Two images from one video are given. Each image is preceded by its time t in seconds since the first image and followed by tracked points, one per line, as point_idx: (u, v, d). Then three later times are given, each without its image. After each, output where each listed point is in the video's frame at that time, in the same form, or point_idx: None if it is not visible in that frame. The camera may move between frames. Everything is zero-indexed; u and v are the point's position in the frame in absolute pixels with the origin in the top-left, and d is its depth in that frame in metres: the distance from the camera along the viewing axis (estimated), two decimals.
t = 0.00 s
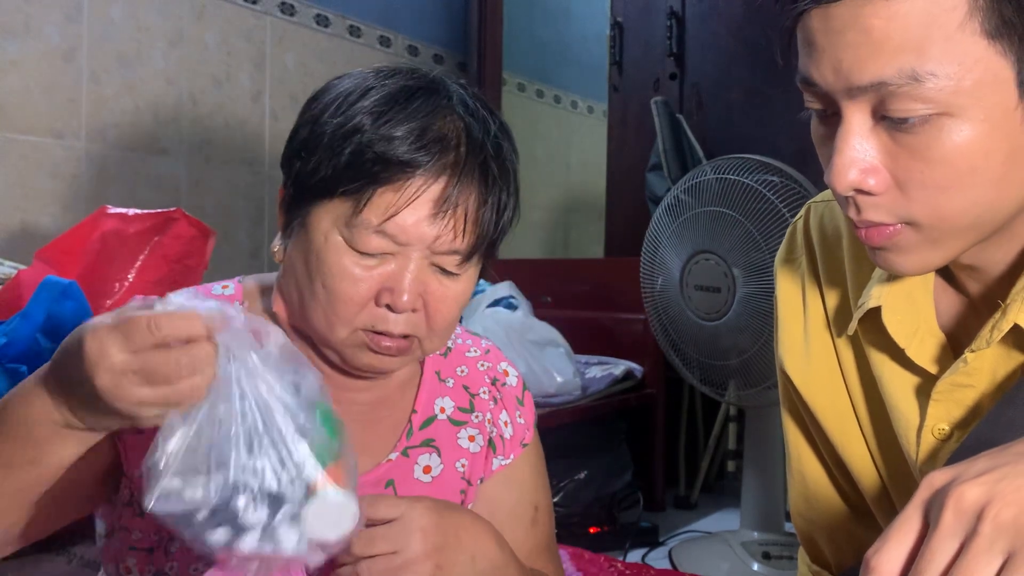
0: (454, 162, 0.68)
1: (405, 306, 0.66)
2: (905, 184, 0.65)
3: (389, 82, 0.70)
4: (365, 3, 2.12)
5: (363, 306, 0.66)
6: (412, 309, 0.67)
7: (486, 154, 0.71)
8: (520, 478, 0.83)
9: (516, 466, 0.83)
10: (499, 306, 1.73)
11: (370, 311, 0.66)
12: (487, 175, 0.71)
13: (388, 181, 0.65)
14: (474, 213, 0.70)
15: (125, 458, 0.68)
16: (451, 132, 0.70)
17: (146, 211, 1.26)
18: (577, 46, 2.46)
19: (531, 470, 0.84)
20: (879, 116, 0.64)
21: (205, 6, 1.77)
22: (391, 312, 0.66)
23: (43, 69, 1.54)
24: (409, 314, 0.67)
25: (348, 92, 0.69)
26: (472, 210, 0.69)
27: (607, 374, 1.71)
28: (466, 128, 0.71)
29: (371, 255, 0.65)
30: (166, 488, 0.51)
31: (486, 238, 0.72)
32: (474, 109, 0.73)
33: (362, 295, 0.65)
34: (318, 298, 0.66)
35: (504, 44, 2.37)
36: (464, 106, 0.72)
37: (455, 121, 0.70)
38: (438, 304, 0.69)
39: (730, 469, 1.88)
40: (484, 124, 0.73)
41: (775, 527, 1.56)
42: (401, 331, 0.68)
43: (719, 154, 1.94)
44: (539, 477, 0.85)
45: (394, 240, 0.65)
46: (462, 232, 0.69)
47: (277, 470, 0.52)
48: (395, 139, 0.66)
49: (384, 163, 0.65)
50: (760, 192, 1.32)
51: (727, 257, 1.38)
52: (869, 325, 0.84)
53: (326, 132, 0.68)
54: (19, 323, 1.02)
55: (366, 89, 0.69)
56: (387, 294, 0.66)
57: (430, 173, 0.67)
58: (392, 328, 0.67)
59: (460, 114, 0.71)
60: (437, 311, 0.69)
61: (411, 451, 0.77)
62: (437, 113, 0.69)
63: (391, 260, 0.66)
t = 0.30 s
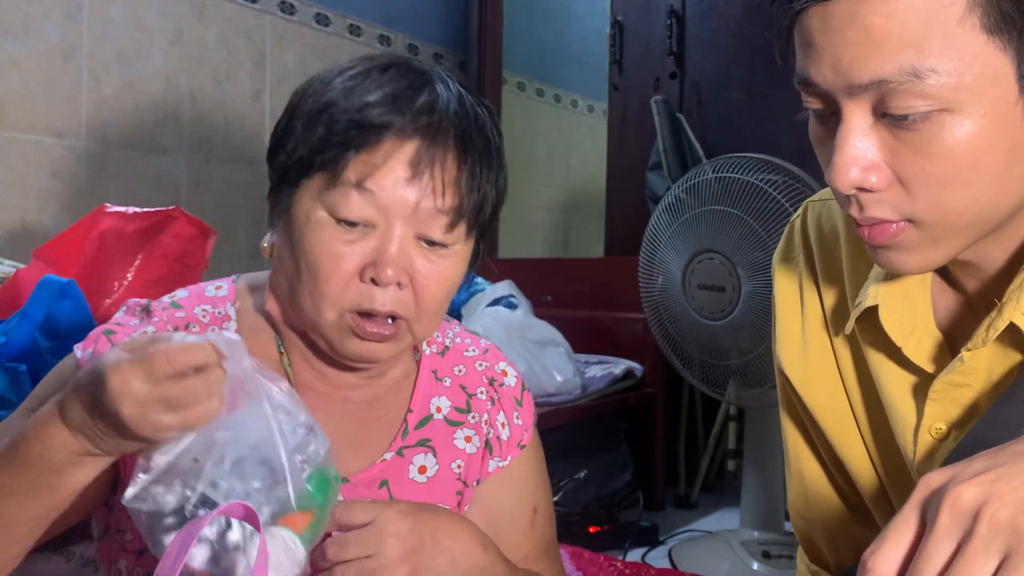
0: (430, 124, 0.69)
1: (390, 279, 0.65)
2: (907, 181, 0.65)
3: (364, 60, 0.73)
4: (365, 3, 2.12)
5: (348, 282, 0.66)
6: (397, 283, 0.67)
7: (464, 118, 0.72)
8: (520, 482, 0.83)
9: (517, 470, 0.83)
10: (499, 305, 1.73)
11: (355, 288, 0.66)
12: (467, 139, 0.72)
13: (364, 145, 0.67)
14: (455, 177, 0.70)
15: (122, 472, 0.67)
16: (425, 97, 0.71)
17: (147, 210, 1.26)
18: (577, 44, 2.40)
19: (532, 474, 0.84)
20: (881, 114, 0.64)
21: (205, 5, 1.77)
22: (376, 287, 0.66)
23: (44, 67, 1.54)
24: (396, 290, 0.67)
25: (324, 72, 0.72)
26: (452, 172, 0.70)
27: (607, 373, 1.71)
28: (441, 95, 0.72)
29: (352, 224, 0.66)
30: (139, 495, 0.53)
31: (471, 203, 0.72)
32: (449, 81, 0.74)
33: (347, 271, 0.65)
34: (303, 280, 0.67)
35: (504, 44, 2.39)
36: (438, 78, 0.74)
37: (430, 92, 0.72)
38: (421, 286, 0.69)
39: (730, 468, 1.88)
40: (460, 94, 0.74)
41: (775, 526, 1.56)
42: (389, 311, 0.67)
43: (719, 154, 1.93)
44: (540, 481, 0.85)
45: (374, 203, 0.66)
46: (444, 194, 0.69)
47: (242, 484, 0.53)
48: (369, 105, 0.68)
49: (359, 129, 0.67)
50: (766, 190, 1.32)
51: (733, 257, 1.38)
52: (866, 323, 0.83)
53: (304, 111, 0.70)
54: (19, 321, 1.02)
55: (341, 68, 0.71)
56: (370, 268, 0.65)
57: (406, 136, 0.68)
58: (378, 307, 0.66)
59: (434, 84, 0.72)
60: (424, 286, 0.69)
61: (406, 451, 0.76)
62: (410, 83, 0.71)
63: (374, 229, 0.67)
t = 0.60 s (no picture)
0: (388, 95, 0.70)
1: (355, 259, 0.65)
2: (907, 179, 0.65)
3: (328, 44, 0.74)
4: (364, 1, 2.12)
5: (314, 265, 0.66)
6: (364, 264, 0.66)
7: (424, 90, 0.72)
8: (519, 482, 0.82)
9: (514, 470, 0.82)
10: (498, 303, 1.73)
11: (321, 270, 0.66)
12: (428, 109, 0.71)
13: (321, 117, 0.67)
14: (418, 147, 0.70)
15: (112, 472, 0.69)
16: (384, 72, 0.71)
17: (146, 208, 1.26)
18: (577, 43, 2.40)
19: (531, 474, 0.83)
20: (881, 112, 0.64)
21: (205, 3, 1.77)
22: (342, 267, 0.66)
23: (43, 65, 1.54)
24: (363, 271, 0.67)
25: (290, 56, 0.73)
26: (412, 142, 0.69)
27: (607, 371, 1.71)
28: (401, 69, 0.72)
29: (316, 202, 0.67)
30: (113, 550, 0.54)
31: (437, 177, 0.71)
32: (412, 59, 0.75)
33: (314, 253, 0.66)
34: (270, 266, 0.68)
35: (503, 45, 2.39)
36: (401, 56, 0.74)
37: (390, 68, 0.72)
38: (396, 272, 0.68)
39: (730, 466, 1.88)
40: (424, 70, 0.74)
41: (775, 524, 1.56)
42: (358, 295, 0.67)
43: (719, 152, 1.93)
44: (541, 480, 0.84)
45: (334, 176, 0.66)
46: (405, 163, 0.68)
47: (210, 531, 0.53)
48: (327, 79, 0.69)
49: (315, 102, 0.68)
50: (776, 186, 1.31)
51: (745, 256, 1.37)
52: (868, 321, 0.83)
53: (268, 94, 0.71)
54: (19, 318, 1.03)
55: (304, 51, 0.73)
56: (335, 250, 0.66)
57: (364, 108, 0.68)
58: (346, 289, 0.66)
59: (394, 60, 0.73)
60: (396, 267, 0.68)
61: (399, 451, 0.76)
62: (369, 60, 0.72)
63: (339, 208, 0.67)
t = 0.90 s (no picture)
0: (400, 125, 0.66)
1: (368, 288, 0.65)
2: (910, 177, 0.65)
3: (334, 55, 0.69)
4: None
5: (326, 292, 0.65)
6: (377, 292, 0.66)
7: (436, 114, 0.68)
8: (515, 478, 0.82)
9: (509, 465, 0.82)
10: (497, 301, 1.73)
11: (334, 297, 0.66)
12: (440, 136, 0.68)
13: (331, 153, 0.64)
14: (430, 179, 0.67)
15: (117, 472, 0.69)
16: (394, 96, 0.67)
17: (145, 205, 1.26)
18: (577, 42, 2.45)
19: (527, 471, 0.83)
20: (884, 109, 0.64)
21: None
22: (355, 296, 0.65)
23: (43, 62, 1.54)
24: (377, 299, 0.66)
25: (294, 68, 0.68)
26: (425, 175, 0.67)
27: (607, 368, 1.71)
28: (412, 90, 0.68)
29: (326, 234, 0.65)
30: None
31: (448, 206, 0.69)
32: (423, 72, 0.70)
33: (323, 281, 0.65)
34: (282, 289, 0.67)
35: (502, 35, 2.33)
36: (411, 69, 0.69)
37: (399, 85, 0.68)
38: (406, 291, 0.67)
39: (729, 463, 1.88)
40: (435, 87, 0.70)
41: (775, 521, 1.56)
42: (368, 320, 0.67)
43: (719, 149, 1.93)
44: (537, 477, 0.83)
45: (344, 214, 0.64)
46: (417, 199, 0.66)
47: None
48: (335, 108, 0.65)
49: (324, 135, 0.64)
50: (781, 181, 1.32)
51: (755, 254, 1.37)
52: (868, 319, 0.83)
53: (272, 115, 0.67)
54: (17, 316, 1.02)
55: (310, 64, 0.68)
56: (348, 277, 0.65)
57: (375, 140, 0.65)
58: (360, 317, 0.66)
59: (404, 78, 0.68)
60: (406, 292, 0.67)
61: (399, 449, 0.76)
62: (378, 80, 0.67)
63: (349, 238, 0.65)
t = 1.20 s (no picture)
0: (438, 159, 0.66)
1: (392, 312, 0.65)
2: (916, 168, 0.65)
3: (370, 75, 0.67)
4: None
5: (348, 312, 0.66)
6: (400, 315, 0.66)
7: (474, 146, 0.68)
8: (519, 483, 0.81)
9: (514, 471, 0.81)
10: (497, 298, 1.73)
11: (355, 316, 0.66)
12: (476, 169, 0.68)
13: (369, 185, 0.64)
14: (463, 212, 0.67)
15: (117, 457, 0.69)
16: (433, 126, 0.66)
17: (146, 203, 1.26)
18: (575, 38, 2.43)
19: (532, 476, 0.82)
20: (889, 99, 0.64)
21: None
22: (378, 319, 0.66)
23: (42, 59, 1.54)
24: (397, 321, 0.67)
25: (328, 84, 0.67)
26: (459, 209, 0.67)
27: (606, 366, 1.72)
28: (450, 120, 0.67)
29: (355, 259, 0.65)
30: None
31: (478, 236, 0.69)
32: (460, 96, 0.69)
33: (346, 301, 0.65)
34: (302, 304, 0.67)
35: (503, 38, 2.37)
36: (448, 94, 0.68)
37: (438, 111, 0.67)
38: (432, 312, 0.68)
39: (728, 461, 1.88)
40: (471, 114, 0.69)
41: (773, 520, 1.57)
42: (389, 338, 0.68)
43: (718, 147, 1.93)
44: (542, 482, 0.83)
45: (377, 244, 0.64)
46: (450, 233, 0.67)
47: None
48: (375, 139, 0.64)
49: (362, 166, 0.64)
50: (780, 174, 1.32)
51: (765, 251, 1.37)
52: (870, 317, 0.83)
53: (306, 134, 0.66)
54: (16, 313, 1.02)
55: (345, 83, 0.67)
56: (372, 300, 0.65)
57: (413, 174, 0.65)
58: (380, 335, 0.67)
59: (442, 106, 0.68)
60: (429, 314, 0.68)
61: (405, 452, 0.76)
62: (418, 107, 0.66)
63: (377, 262, 0.65)
